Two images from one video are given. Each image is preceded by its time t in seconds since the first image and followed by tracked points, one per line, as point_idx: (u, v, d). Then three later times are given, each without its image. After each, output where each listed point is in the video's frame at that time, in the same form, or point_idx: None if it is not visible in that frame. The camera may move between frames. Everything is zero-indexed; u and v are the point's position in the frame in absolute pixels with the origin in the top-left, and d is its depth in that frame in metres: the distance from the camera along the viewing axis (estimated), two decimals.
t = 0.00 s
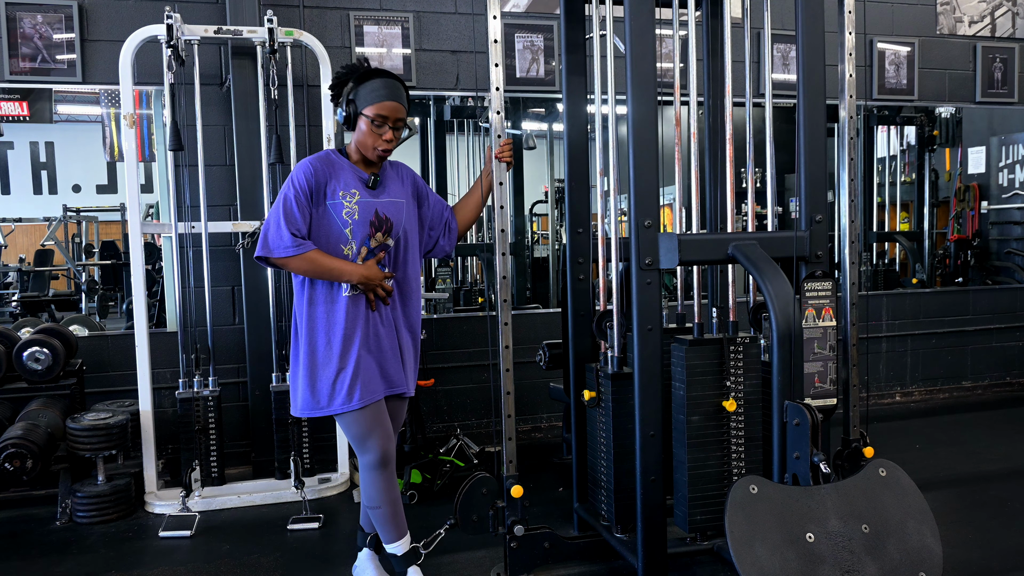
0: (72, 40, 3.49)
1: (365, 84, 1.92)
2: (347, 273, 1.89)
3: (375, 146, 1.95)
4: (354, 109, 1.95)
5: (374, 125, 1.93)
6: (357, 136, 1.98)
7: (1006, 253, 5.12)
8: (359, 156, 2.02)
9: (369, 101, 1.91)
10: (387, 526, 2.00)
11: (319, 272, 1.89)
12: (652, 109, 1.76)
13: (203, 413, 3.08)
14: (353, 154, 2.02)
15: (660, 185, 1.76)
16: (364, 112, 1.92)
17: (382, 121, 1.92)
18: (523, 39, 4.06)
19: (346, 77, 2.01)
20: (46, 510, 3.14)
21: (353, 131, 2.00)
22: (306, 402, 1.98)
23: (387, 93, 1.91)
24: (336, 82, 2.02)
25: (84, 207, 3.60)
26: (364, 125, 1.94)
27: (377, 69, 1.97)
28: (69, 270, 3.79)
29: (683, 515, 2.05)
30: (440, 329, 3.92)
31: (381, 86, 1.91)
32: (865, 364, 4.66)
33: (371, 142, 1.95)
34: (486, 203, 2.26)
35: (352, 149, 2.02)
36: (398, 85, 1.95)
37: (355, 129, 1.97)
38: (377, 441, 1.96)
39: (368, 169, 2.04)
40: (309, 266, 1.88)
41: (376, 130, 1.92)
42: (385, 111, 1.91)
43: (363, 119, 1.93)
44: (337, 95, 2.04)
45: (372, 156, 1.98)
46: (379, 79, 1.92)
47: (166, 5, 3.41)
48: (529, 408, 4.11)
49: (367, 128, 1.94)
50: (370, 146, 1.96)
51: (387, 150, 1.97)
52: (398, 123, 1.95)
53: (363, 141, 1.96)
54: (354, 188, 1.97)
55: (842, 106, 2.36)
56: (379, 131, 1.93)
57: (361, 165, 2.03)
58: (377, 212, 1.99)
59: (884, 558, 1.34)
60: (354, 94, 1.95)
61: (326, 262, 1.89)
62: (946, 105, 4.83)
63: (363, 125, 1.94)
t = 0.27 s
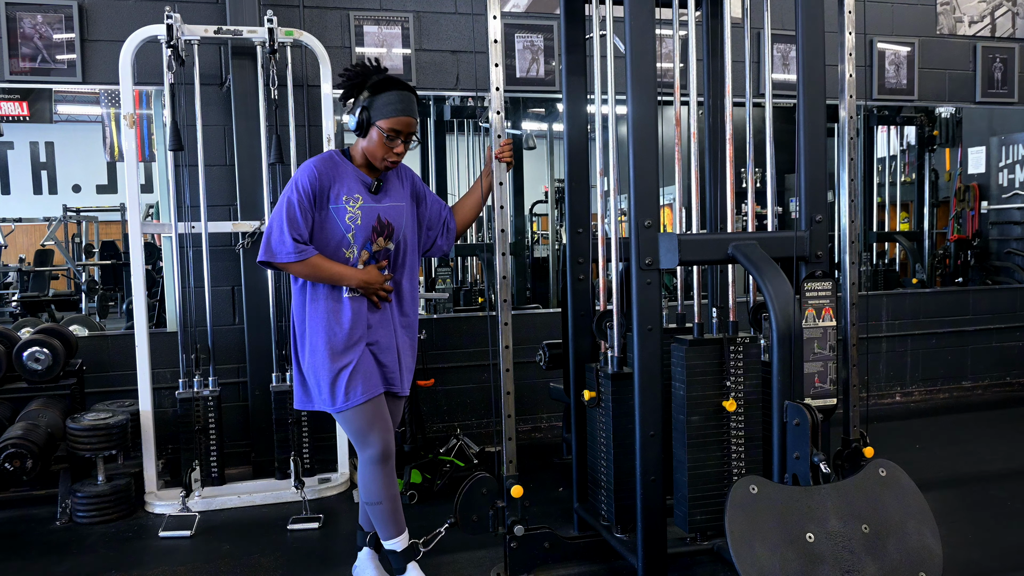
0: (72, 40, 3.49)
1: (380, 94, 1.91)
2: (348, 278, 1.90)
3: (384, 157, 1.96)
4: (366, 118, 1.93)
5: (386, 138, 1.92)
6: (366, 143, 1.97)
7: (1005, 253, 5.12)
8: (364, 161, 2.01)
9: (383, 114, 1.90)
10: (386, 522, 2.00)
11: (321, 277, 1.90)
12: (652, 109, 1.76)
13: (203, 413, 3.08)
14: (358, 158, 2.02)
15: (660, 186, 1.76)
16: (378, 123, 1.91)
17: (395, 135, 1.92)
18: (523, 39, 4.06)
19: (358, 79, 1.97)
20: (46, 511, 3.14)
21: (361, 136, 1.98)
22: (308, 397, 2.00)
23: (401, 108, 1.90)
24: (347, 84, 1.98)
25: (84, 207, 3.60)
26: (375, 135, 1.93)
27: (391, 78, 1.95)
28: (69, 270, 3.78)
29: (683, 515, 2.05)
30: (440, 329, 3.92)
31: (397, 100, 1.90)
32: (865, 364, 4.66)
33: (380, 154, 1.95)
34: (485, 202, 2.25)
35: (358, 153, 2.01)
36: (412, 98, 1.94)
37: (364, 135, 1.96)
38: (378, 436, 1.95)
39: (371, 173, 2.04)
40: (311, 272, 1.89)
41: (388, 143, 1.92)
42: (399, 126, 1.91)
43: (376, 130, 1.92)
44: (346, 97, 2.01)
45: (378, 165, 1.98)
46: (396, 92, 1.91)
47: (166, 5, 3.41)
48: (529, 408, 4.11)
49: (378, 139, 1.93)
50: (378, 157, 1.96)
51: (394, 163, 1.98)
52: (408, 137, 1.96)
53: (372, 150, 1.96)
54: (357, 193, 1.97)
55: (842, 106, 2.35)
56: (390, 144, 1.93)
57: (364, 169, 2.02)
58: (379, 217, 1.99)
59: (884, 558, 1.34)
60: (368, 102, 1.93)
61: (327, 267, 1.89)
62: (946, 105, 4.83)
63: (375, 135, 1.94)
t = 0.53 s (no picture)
0: (72, 40, 3.49)
1: (385, 97, 1.91)
2: (347, 275, 1.90)
3: (383, 159, 1.96)
4: (370, 119, 1.93)
5: (389, 140, 1.93)
6: (367, 143, 1.97)
7: (1005, 253, 5.12)
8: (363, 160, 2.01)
9: (388, 117, 1.90)
10: (388, 521, 2.01)
11: (320, 273, 1.90)
12: (652, 109, 1.76)
13: (203, 413, 3.08)
14: (357, 157, 2.02)
15: (660, 186, 1.76)
16: (382, 125, 1.92)
17: (398, 139, 1.93)
18: (523, 39, 4.06)
19: (362, 79, 1.97)
20: (46, 511, 3.14)
21: (362, 136, 1.98)
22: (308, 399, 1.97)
23: (406, 112, 1.92)
24: (351, 83, 1.97)
25: (84, 207, 3.60)
26: (378, 137, 1.94)
27: (397, 82, 1.96)
28: (69, 270, 3.75)
29: (683, 515, 2.05)
30: (440, 329, 3.92)
31: (403, 106, 1.91)
32: (865, 364, 4.66)
33: (381, 155, 1.96)
34: (484, 201, 2.25)
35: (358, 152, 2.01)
36: (416, 103, 1.96)
37: (366, 135, 1.96)
38: (379, 439, 1.95)
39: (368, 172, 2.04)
40: (309, 269, 1.89)
41: (390, 146, 1.93)
42: (402, 130, 1.92)
43: (379, 131, 1.93)
44: (349, 95, 1.99)
45: (376, 165, 1.99)
46: (402, 97, 1.92)
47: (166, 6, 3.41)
48: (529, 408, 4.11)
49: (381, 141, 1.94)
50: (378, 159, 1.96)
51: (393, 165, 1.99)
52: (410, 141, 1.97)
53: (373, 151, 1.96)
54: (353, 188, 1.97)
55: (842, 106, 2.35)
56: (392, 147, 1.94)
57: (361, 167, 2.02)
58: (375, 211, 1.99)
59: (884, 558, 1.34)
60: (373, 103, 1.92)
61: (326, 263, 1.89)
62: (946, 105, 4.83)
63: (377, 137, 1.94)
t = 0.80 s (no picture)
0: (72, 40, 3.49)
1: (381, 96, 1.91)
2: (346, 271, 1.89)
3: (380, 158, 1.97)
4: (365, 118, 1.93)
5: (386, 140, 1.93)
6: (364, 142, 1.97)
7: (1006, 253, 5.12)
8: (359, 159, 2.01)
9: (384, 116, 1.90)
10: (390, 520, 2.01)
11: (318, 271, 1.89)
12: (652, 109, 1.76)
13: (203, 413, 3.08)
14: (353, 156, 2.02)
15: (660, 186, 1.76)
16: (378, 124, 1.92)
17: (394, 138, 1.94)
18: (523, 39, 4.06)
19: (358, 79, 1.98)
20: (46, 511, 3.15)
21: (358, 135, 1.98)
22: (307, 398, 1.97)
23: (402, 111, 1.91)
24: (347, 84, 1.98)
25: (84, 207, 3.61)
26: (375, 136, 1.94)
27: (393, 82, 1.96)
28: (70, 270, 3.84)
29: (683, 515, 2.05)
30: (440, 329, 3.92)
31: (400, 104, 1.90)
32: (865, 364, 4.66)
33: (378, 154, 1.96)
34: (485, 201, 2.25)
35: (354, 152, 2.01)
36: (412, 102, 1.95)
37: (362, 134, 1.96)
38: (379, 437, 1.95)
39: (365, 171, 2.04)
40: (308, 266, 1.88)
41: (387, 145, 1.93)
42: (398, 129, 1.92)
43: (375, 131, 1.93)
44: (345, 95, 2.01)
45: (373, 165, 1.99)
46: (398, 96, 1.91)
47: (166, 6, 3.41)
48: (529, 408, 4.11)
49: (377, 140, 1.94)
50: (374, 158, 1.96)
51: (390, 164, 1.99)
52: (406, 140, 1.97)
53: (369, 150, 1.96)
54: (351, 186, 1.97)
55: (841, 106, 2.35)
56: (389, 146, 1.95)
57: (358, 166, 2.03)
58: (374, 210, 2.00)
59: (884, 558, 1.34)
60: (370, 103, 1.93)
61: (325, 260, 1.89)
62: (946, 105, 4.83)
63: (373, 136, 1.94)
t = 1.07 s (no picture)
0: (72, 40, 3.49)
1: (379, 98, 1.91)
2: (342, 269, 1.89)
3: (377, 160, 1.98)
4: (363, 119, 1.94)
5: (383, 142, 1.94)
6: (361, 143, 1.97)
7: (1006, 253, 5.12)
8: (356, 159, 2.02)
9: (381, 118, 1.91)
10: (393, 519, 2.01)
11: (315, 269, 1.89)
12: (652, 109, 1.76)
13: (203, 413, 3.08)
14: (350, 156, 2.02)
15: (660, 185, 1.76)
16: (375, 127, 1.92)
17: (391, 140, 1.94)
18: (523, 39, 4.05)
19: (357, 80, 1.98)
20: (46, 511, 3.14)
21: (356, 136, 1.99)
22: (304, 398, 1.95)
23: (400, 113, 1.91)
24: (346, 84, 1.98)
25: (84, 207, 3.61)
26: (372, 138, 1.95)
27: (392, 83, 1.95)
28: (69, 270, 3.87)
29: (683, 515, 2.05)
30: (440, 329, 3.92)
31: (397, 107, 1.91)
32: (865, 364, 4.66)
33: (374, 157, 1.97)
34: (485, 200, 2.24)
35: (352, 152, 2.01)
36: (410, 104, 1.95)
37: (360, 135, 1.97)
38: (375, 434, 1.95)
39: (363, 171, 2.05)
40: (305, 263, 1.88)
41: (384, 148, 1.94)
42: (395, 132, 1.93)
43: (373, 133, 1.94)
44: (345, 95, 2.00)
45: (370, 166, 2.00)
46: (396, 98, 1.92)
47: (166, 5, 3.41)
48: (529, 408, 4.11)
49: (374, 142, 1.95)
50: (371, 160, 1.98)
51: (387, 165, 2.01)
52: (403, 141, 1.98)
53: (367, 152, 1.97)
54: (348, 186, 1.97)
55: (842, 106, 2.35)
56: (386, 148, 1.95)
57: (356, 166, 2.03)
58: (370, 210, 1.99)
59: (884, 558, 1.34)
60: (367, 103, 1.92)
61: (321, 258, 1.88)
62: (946, 105, 4.83)
63: (371, 138, 1.95)
